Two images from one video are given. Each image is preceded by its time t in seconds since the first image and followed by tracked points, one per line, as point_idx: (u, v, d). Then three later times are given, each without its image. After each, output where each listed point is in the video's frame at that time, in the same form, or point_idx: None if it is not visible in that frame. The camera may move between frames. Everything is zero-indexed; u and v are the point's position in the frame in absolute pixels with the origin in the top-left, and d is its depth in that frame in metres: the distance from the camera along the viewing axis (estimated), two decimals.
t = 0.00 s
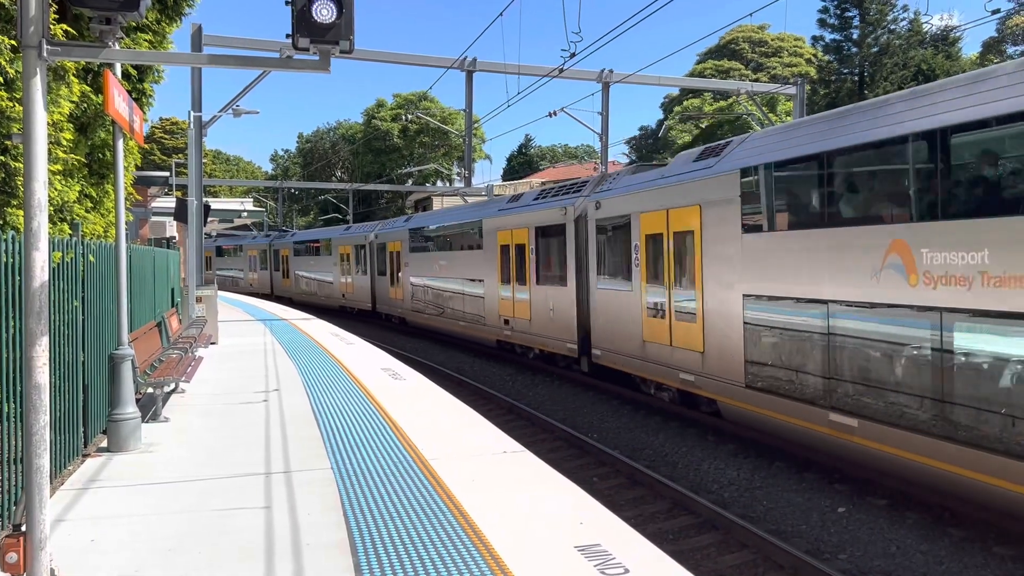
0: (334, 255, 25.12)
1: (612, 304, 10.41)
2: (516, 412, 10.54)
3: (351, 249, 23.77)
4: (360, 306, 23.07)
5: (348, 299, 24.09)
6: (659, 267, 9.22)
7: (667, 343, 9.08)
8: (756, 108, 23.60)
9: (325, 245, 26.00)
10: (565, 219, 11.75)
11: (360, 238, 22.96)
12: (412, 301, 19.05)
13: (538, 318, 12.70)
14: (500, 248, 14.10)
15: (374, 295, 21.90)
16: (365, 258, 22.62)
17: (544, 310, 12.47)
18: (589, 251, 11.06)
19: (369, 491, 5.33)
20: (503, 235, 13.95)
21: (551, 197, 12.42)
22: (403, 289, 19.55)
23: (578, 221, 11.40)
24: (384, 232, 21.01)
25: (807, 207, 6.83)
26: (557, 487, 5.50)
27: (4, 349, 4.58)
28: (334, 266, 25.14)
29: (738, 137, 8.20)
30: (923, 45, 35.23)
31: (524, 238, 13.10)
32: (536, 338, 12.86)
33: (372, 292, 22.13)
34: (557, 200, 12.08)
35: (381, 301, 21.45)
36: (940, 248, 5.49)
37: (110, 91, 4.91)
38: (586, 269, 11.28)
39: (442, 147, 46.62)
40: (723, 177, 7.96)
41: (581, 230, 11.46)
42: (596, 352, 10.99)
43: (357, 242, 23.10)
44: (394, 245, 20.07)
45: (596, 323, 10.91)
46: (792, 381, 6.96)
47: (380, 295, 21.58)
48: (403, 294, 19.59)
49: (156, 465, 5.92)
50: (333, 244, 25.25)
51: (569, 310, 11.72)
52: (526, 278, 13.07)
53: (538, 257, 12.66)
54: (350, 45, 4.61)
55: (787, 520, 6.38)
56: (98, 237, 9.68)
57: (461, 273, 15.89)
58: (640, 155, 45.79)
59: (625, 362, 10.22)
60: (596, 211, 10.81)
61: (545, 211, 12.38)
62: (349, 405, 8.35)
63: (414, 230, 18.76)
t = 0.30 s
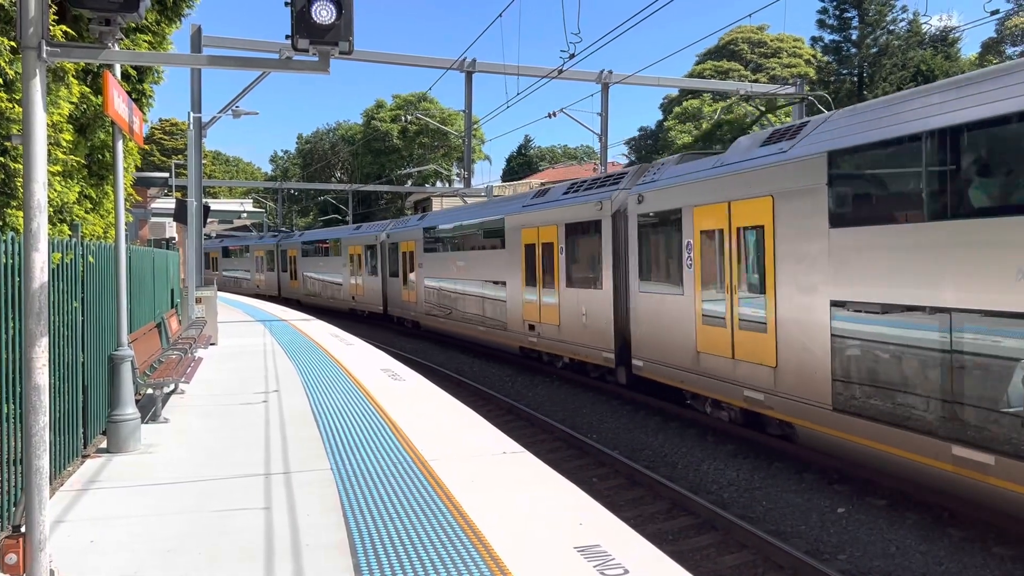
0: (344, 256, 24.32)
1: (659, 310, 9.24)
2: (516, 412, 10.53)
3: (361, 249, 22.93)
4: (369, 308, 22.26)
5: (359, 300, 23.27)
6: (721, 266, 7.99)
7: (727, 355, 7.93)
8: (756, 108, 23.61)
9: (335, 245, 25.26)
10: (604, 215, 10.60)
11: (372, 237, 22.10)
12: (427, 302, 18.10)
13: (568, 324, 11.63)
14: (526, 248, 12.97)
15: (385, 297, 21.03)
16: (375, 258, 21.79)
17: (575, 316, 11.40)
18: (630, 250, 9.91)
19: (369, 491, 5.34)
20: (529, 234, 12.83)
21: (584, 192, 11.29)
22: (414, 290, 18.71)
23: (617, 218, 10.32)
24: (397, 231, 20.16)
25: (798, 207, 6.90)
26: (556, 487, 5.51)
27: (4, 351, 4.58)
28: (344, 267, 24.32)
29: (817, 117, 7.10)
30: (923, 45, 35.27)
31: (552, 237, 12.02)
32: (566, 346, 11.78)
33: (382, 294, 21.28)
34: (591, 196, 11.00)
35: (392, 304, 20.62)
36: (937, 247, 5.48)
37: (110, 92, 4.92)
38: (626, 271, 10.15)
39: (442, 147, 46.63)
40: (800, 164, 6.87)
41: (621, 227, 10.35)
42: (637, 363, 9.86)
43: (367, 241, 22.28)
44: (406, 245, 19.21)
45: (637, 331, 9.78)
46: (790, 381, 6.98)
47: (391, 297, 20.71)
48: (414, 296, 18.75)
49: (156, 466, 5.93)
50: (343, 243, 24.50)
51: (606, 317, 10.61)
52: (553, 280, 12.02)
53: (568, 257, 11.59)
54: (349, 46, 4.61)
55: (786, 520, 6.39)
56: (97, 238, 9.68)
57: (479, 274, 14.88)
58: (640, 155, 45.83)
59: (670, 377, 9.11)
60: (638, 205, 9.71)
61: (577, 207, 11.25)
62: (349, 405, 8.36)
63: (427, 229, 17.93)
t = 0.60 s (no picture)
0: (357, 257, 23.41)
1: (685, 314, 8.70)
2: (517, 412, 10.54)
3: (374, 249, 21.98)
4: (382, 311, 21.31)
5: (371, 303, 22.26)
6: (797, 267, 6.87)
7: (807, 371, 6.74)
8: (755, 109, 23.65)
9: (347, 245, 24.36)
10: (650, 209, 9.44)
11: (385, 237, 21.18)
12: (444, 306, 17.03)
13: (602, 331, 10.53)
14: (554, 248, 11.83)
15: (400, 300, 20.10)
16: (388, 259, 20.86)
17: (612, 323, 10.28)
18: (682, 249, 8.76)
19: (369, 492, 5.35)
20: (557, 232, 11.68)
21: (623, 184, 10.20)
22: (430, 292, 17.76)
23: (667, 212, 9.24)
24: (413, 231, 19.22)
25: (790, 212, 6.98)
26: (557, 488, 5.51)
27: (5, 352, 4.60)
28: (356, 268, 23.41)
29: (924, 90, 6.03)
30: (923, 45, 35.22)
31: (587, 235, 10.87)
32: (600, 355, 10.66)
33: (396, 297, 20.35)
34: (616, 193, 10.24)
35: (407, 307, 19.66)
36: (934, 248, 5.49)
37: (110, 93, 4.92)
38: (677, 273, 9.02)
39: (442, 148, 46.66)
40: (887, 148, 5.92)
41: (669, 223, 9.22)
42: (689, 376, 8.68)
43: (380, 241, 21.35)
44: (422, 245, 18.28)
45: (688, 341, 8.65)
46: (789, 382, 6.99)
47: (405, 299, 19.77)
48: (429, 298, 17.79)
49: (156, 467, 5.94)
50: (355, 243, 23.61)
51: (650, 323, 9.48)
52: (587, 282, 10.93)
53: (603, 257, 10.44)
54: (350, 47, 4.61)
55: (787, 520, 6.39)
56: (98, 239, 9.69)
57: (500, 276, 13.88)
58: (640, 155, 45.86)
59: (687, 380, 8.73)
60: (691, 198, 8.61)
61: (615, 201, 10.15)
62: (350, 406, 8.39)
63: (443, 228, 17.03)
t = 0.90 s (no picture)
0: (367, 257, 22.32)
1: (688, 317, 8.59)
2: (518, 413, 10.54)
3: (386, 248, 20.90)
4: (395, 314, 20.25)
5: (382, 305, 21.23)
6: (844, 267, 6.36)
7: (916, 394, 5.63)
8: (756, 109, 23.64)
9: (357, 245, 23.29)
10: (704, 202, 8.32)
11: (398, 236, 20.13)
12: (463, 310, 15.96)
13: (645, 338, 9.40)
14: (588, 246, 10.71)
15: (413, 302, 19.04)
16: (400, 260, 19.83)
17: (658, 329, 9.14)
18: (745, 246, 7.60)
19: (370, 493, 5.35)
20: (593, 228, 10.55)
21: (670, 174, 9.10)
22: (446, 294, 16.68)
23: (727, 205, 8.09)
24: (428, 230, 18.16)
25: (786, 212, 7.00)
26: (557, 488, 5.51)
27: (6, 352, 4.61)
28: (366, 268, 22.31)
29: None
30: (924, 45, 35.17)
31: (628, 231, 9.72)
32: (643, 366, 9.52)
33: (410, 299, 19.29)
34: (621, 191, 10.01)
35: (422, 311, 18.60)
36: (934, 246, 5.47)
37: (112, 94, 4.93)
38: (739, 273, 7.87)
39: (443, 148, 46.66)
40: (918, 142, 5.63)
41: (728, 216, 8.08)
42: (754, 393, 7.54)
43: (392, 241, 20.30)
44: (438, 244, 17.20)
45: (752, 353, 7.51)
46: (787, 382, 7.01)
47: (420, 302, 18.69)
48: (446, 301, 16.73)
49: (157, 467, 5.94)
50: (366, 242, 22.53)
51: (705, 331, 8.32)
52: (624, 283, 9.84)
53: (645, 258, 9.38)
54: (351, 47, 4.61)
55: (788, 520, 6.39)
56: (99, 240, 9.70)
57: (525, 277, 12.82)
58: (641, 155, 45.85)
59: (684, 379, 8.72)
60: (753, 188, 7.48)
61: (662, 193, 9.03)
62: (352, 406, 8.40)
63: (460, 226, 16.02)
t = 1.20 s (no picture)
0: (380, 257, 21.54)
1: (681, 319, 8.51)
2: (519, 413, 10.53)
3: (399, 248, 20.13)
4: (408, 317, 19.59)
5: (395, 308, 20.48)
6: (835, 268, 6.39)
7: None
8: (757, 109, 23.63)
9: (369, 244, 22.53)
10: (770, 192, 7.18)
11: (412, 235, 19.36)
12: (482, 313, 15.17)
13: (695, 347, 8.28)
14: (627, 244, 9.65)
15: (428, 304, 18.32)
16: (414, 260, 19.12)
17: (711, 338, 8.01)
18: (824, 242, 6.45)
19: (371, 493, 5.35)
20: (635, 223, 9.46)
21: (729, 161, 7.96)
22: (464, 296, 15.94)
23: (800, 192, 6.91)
24: (444, 228, 17.34)
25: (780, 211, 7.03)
26: (557, 488, 5.52)
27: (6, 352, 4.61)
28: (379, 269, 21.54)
29: None
30: (925, 45, 35.08)
31: (675, 226, 8.60)
32: (693, 379, 8.36)
33: (424, 302, 18.58)
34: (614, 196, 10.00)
35: (438, 313, 17.89)
36: (930, 245, 5.49)
37: (113, 95, 4.93)
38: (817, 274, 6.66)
39: (443, 148, 46.65)
40: (910, 144, 5.64)
41: (801, 206, 6.88)
42: (834, 415, 6.41)
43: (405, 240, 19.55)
44: (456, 242, 16.38)
45: (832, 367, 6.37)
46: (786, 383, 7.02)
47: (435, 304, 17.98)
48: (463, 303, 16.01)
49: (158, 468, 5.93)
50: (379, 242, 21.74)
51: (771, 340, 7.15)
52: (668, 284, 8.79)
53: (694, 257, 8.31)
54: (351, 48, 4.61)
55: (789, 520, 6.39)
56: (100, 241, 9.70)
57: (551, 279, 12.02)
58: (642, 155, 45.85)
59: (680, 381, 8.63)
60: (838, 174, 6.32)
61: (719, 181, 7.87)
62: (353, 406, 8.41)
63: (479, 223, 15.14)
